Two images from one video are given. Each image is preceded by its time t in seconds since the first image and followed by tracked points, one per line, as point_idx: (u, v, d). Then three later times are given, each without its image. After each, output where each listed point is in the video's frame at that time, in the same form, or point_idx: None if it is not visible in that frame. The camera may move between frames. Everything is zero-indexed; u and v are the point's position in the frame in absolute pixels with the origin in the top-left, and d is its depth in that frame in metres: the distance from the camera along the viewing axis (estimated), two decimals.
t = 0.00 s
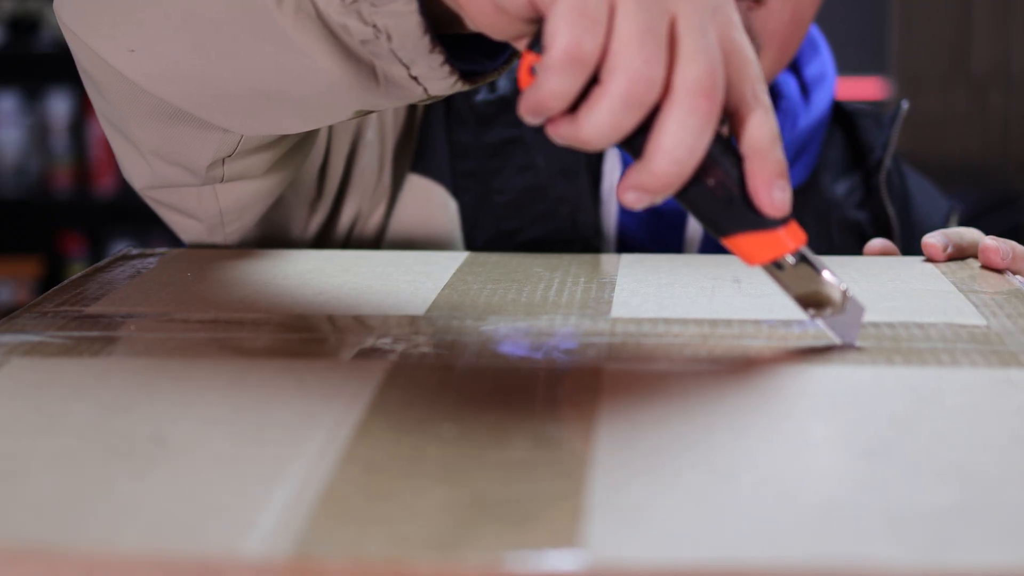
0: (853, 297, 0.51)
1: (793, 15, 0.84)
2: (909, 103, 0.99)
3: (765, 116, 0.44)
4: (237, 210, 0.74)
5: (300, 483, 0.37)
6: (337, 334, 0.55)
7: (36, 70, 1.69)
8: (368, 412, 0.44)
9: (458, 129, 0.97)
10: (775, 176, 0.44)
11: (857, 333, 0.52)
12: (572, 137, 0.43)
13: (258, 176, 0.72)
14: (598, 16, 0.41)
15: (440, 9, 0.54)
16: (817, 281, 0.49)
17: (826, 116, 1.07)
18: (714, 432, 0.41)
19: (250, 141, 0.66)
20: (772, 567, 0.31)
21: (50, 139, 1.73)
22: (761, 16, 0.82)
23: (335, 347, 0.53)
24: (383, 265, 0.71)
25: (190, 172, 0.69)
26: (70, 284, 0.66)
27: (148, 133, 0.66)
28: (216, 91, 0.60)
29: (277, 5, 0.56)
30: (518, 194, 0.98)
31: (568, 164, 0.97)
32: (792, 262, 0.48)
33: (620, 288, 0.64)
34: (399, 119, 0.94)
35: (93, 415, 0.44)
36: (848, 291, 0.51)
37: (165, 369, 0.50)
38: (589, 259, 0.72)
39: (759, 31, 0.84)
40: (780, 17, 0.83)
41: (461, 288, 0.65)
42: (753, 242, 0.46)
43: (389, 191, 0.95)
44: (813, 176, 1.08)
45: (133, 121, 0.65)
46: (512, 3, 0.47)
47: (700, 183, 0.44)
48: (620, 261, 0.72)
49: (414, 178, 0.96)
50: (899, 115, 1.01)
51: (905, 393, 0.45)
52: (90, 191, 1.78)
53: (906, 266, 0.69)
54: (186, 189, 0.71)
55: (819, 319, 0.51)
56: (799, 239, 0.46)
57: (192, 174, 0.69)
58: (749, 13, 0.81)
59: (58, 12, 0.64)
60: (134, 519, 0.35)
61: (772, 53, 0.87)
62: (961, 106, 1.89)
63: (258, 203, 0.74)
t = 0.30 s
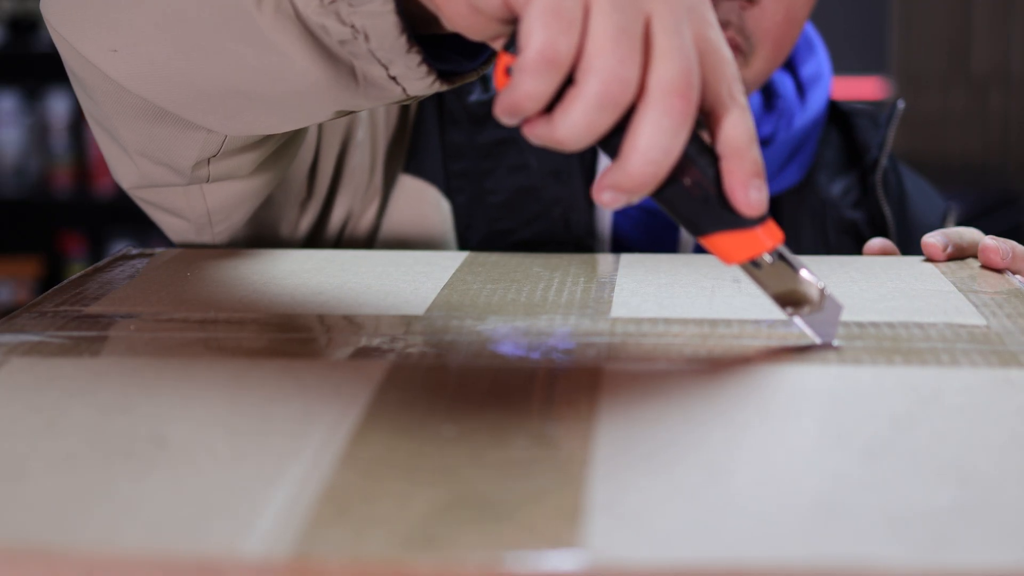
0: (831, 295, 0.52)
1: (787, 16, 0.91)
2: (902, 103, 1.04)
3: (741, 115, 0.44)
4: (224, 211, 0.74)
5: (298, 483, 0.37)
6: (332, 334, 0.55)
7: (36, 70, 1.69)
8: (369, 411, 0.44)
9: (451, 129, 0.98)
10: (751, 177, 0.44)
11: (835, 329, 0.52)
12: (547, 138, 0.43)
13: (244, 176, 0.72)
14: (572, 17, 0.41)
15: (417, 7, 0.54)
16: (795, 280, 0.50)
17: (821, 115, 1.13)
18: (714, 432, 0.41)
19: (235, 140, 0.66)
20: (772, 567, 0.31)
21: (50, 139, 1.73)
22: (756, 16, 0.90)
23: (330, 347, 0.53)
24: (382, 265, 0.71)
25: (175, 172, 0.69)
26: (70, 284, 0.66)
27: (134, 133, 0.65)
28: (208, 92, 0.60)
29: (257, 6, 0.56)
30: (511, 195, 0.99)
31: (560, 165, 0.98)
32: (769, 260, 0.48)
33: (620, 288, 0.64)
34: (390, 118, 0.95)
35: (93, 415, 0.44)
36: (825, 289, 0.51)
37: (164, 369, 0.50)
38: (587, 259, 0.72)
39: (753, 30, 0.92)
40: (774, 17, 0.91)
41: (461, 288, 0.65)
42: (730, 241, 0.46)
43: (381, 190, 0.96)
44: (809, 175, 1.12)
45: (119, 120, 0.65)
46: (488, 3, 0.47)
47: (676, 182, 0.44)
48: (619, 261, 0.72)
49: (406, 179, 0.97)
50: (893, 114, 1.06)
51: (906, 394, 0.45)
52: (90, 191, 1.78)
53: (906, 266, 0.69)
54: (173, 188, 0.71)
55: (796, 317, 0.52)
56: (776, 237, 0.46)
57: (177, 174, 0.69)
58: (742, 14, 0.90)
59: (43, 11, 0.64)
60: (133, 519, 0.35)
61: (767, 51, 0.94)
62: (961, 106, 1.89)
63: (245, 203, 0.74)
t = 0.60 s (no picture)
0: (810, 293, 0.51)
1: (782, 16, 0.95)
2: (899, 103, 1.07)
3: (721, 114, 0.44)
4: (215, 210, 0.75)
5: (298, 483, 0.37)
6: (327, 333, 0.55)
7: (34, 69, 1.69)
8: (368, 412, 0.43)
9: (447, 130, 0.99)
10: (731, 175, 0.44)
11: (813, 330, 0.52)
12: (529, 135, 0.43)
13: (235, 175, 0.73)
14: (554, 14, 0.41)
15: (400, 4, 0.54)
16: (774, 278, 0.50)
17: (819, 113, 1.16)
18: (714, 433, 0.41)
19: (223, 139, 0.66)
20: (773, 567, 0.31)
21: (50, 139, 1.72)
22: (752, 16, 0.93)
23: (326, 346, 0.53)
24: (383, 265, 0.71)
25: (166, 169, 0.70)
26: (69, 284, 0.66)
27: (125, 130, 0.67)
28: (203, 90, 0.60)
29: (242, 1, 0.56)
30: (507, 196, 0.99)
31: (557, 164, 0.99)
32: (748, 259, 0.48)
33: (620, 288, 0.64)
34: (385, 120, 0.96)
35: (93, 415, 0.44)
36: (804, 288, 0.51)
37: (164, 369, 0.50)
38: (585, 259, 0.72)
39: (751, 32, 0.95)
40: (770, 16, 0.94)
41: (462, 288, 0.65)
42: (710, 239, 0.45)
43: (376, 187, 0.96)
44: (808, 173, 1.15)
45: (110, 118, 0.67)
46: None
47: (656, 180, 0.44)
48: (618, 261, 0.72)
49: (401, 178, 0.97)
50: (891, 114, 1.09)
51: (906, 393, 0.45)
52: (90, 191, 1.78)
53: (906, 266, 0.69)
54: (164, 186, 0.72)
55: (775, 315, 0.52)
56: (756, 236, 0.46)
57: (169, 171, 0.70)
58: (739, 14, 0.92)
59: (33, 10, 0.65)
60: (133, 519, 0.35)
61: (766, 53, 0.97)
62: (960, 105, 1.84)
63: (237, 200, 0.75)
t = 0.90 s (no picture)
0: (794, 294, 0.52)
1: (781, 15, 0.97)
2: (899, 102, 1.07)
3: (705, 113, 0.44)
4: (209, 208, 0.76)
5: (297, 483, 0.37)
6: (324, 333, 0.55)
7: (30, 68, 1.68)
8: (367, 412, 0.43)
9: (444, 129, 1.00)
10: (714, 174, 0.44)
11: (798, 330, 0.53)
12: (512, 134, 0.43)
13: (227, 174, 0.73)
14: (536, 13, 0.41)
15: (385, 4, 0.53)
16: (759, 278, 0.50)
17: (818, 111, 1.17)
18: (714, 432, 0.41)
19: (214, 138, 0.67)
20: (772, 567, 0.31)
21: (49, 139, 1.72)
22: (751, 16, 0.95)
23: (322, 347, 0.53)
24: (383, 265, 0.71)
25: (159, 167, 0.71)
26: (69, 284, 0.66)
27: (117, 128, 0.67)
28: (198, 87, 0.60)
29: None
30: (505, 195, 1.01)
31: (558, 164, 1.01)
32: (731, 259, 0.48)
33: (620, 288, 0.64)
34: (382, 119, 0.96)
35: (93, 415, 0.44)
36: (788, 288, 0.51)
37: (163, 369, 0.50)
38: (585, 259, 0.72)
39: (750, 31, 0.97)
40: (768, 16, 0.96)
41: (462, 288, 0.65)
42: (694, 238, 0.45)
43: (372, 186, 0.96)
44: (807, 172, 1.15)
45: (103, 116, 0.67)
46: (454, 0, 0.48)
47: (639, 179, 0.44)
48: (616, 261, 0.72)
49: (396, 177, 0.98)
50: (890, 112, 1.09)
51: (906, 394, 0.45)
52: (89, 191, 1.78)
53: (906, 266, 0.69)
54: (156, 184, 0.73)
55: (758, 315, 0.52)
56: (739, 236, 0.46)
57: (161, 169, 0.71)
58: (738, 14, 0.94)
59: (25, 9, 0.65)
60: (130, 518, 0.35)
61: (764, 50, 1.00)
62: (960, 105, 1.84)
63: (230, 199, 0.76)
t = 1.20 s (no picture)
0: (747, 294, 0.52)
1: (776, 17, 1.05)
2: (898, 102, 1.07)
3: (660, 111, 0.45)
4: (194, 206, 0.77)
5: (297, 484, 0.37)
6: (317, 333, 0.55)
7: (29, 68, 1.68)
8: (367, 413, 0.43)
9: (439, 131, 1.02)
10: (669, 174, 0.44)
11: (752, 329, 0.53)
12: (469, 130, 0.43)
13: (210, 171, 0.75)
14: (493, 11, 0.42)
15: None
16: (714, 278, 0.50)
17: (818, 109, 1.18)
18: (715, 432, 0.41)
19: (194, 135, 0.68)
20: (771, 567, 0.31)
21: (50, 139, 1.71)
22: (748, 16, 1.04)
23: (311, 346, 0.53)
24: (383, 265, 0.71)
25: (141, 164, 0.72)
26: (69, 284, 0.66)
27: (100, 126, 0.69)
28: (185, 84, 0.60)
29: None
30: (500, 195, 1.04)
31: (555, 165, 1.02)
32: (686, 257, 0.48)
33: (619, 288, 0.64)
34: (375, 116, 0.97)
35: (92, 414, 0.44)
36: (741, 288, 0.52)
37: (162, 369, 0.50)
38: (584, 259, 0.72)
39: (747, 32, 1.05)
40: (764, 18, 1.05)
41: (462, 288, 0.65)
42: (650, 236, 0.45)
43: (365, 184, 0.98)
44: (806, 171, 1.15)
45: (87, 114, 0.68)
46: None
47: (595, 177, 0.45)
48: (613, 261, 0.72)
49: (388, 175, 1.00)
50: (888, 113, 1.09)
51: (907, 394, 0.45)
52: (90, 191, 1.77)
53: (906, 267, 0.69)
54: (140, 181, 0.74)
55: (712, 314, 0.52)
56: (695, 235, 0.46)
57: (144, 167, 0.72)
58: (734, 14, 1.03)
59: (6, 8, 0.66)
60: (127, 518, 0.35)
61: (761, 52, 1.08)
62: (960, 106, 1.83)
63: (216, 196, 0.78)
